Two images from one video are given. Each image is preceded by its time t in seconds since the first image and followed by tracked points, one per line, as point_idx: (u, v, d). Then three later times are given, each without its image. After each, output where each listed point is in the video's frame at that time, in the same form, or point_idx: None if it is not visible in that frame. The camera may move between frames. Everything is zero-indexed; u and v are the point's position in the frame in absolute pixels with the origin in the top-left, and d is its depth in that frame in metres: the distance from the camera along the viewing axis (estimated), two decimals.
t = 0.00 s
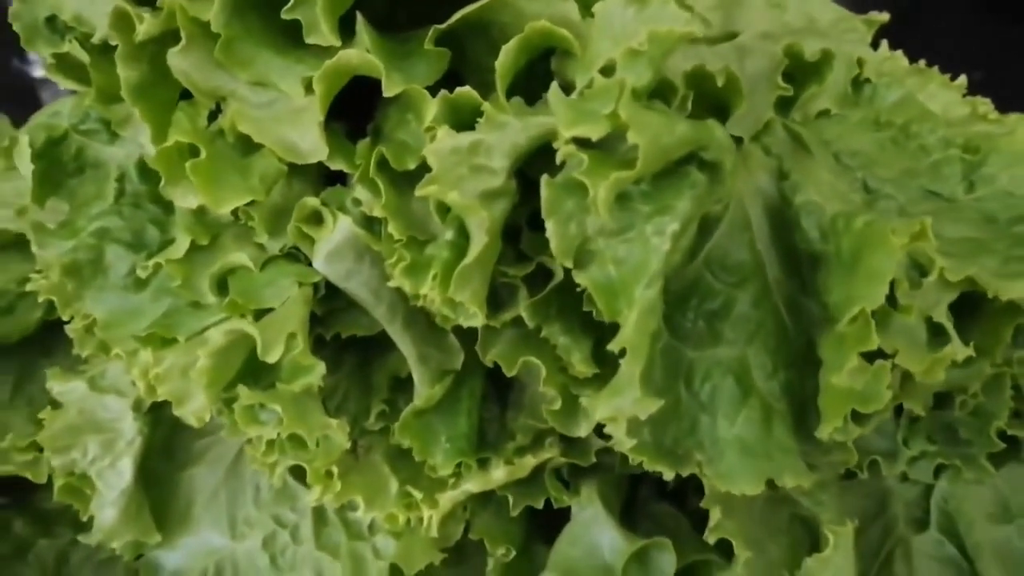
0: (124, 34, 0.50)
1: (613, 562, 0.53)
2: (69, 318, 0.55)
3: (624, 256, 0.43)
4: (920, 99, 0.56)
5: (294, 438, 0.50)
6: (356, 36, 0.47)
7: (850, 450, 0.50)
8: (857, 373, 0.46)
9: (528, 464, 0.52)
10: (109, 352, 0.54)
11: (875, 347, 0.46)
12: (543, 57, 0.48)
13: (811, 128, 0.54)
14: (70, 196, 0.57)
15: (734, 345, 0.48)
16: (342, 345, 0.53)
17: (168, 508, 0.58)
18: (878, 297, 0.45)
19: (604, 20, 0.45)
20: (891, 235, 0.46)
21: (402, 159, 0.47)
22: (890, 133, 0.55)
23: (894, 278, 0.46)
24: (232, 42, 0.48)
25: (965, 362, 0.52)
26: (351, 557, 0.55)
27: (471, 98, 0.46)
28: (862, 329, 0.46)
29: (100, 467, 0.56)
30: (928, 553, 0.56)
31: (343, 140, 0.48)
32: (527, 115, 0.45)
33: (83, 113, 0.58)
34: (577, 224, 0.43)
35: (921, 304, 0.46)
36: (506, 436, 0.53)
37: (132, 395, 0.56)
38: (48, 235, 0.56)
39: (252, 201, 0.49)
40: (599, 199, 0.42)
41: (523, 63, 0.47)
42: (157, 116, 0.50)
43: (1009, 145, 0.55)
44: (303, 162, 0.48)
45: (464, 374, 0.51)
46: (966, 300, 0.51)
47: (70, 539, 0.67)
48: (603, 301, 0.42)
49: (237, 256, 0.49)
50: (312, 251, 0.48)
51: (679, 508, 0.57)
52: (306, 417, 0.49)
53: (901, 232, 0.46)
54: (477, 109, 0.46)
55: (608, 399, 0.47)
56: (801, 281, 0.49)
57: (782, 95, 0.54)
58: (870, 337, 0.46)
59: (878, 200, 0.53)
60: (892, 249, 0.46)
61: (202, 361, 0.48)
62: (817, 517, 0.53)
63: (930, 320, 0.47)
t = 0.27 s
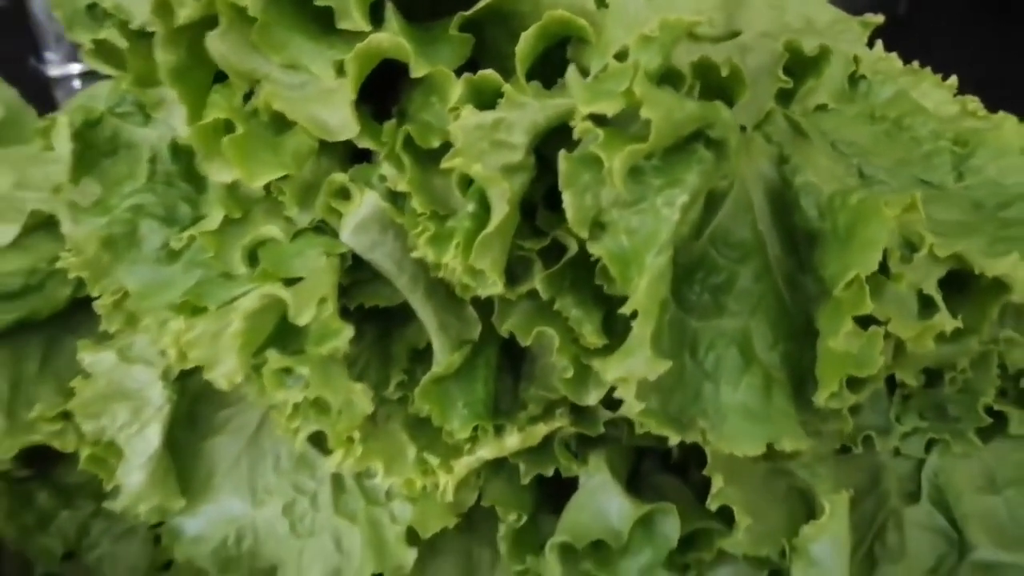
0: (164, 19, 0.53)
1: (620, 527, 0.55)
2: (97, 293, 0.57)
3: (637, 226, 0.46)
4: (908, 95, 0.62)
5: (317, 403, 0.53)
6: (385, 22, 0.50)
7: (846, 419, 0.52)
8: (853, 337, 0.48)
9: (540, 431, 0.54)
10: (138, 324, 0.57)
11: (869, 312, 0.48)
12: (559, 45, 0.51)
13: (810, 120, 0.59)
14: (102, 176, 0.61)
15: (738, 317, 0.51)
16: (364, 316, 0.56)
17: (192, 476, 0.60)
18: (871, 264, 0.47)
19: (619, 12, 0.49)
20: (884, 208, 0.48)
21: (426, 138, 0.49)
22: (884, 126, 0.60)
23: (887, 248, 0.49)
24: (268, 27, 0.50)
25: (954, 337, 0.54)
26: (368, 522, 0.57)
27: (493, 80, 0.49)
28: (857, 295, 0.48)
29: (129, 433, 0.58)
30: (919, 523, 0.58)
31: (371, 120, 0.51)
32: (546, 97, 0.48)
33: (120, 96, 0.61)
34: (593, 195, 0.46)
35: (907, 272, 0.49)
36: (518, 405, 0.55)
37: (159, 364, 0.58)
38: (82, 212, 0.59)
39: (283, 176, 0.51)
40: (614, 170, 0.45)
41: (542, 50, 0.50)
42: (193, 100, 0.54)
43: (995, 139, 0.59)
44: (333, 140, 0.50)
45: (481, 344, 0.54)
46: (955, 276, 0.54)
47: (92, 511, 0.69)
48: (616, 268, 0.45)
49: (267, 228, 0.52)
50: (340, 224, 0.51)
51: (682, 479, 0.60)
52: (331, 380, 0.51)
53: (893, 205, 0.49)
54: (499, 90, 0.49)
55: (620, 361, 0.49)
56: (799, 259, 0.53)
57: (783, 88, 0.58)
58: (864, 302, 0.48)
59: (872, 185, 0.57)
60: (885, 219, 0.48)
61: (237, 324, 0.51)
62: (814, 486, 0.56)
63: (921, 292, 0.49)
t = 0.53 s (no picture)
0: (236, 18, 0.57)
1: (653, 508, 0.58)
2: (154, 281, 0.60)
3: (680, 217, 0.49)
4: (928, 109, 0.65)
5: (370, 383, 0.57)
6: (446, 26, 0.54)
7: (870, 407, 0.55)
8: (879, 324, 0.51)
9: (580, 415, 0.57)
10: (197, 307, 0.59)
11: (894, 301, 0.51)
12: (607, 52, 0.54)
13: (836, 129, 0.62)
14: (164, 168, 0.64)
15: (769, 307, 0.54)
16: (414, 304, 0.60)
17: (243, 455, 0.63)
18: (897, 255, 0.51)
19: (664, 21, 0.53)
20: (909, 204, 0.52)
21: (483, 134, 0.53)
22: (905, 137, 0.63)
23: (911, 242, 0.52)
24: (336, 27, 0.54)
25: (970, 333, 0.57)
26: (414, 500, 0.60)
27: (546, 82, 0.52)
28: (884, 285, 0.51)
29: (185, 413, 0.61)
30: (935, 511, 0.61)
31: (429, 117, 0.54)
32: (595, 97, 0.51)
33: (186, 93, 0.65)
34: (640, 188, 0.49)
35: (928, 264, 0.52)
36: (559, 391, 0.58)
37: (217, 346, 0.60)
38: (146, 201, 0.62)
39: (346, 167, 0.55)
40: (662, 163, 0.48)
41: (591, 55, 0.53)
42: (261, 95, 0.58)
43: (1009, 150, 0.62)
44: (395, 134, 0.54)
45: (526, 331, 0.57)
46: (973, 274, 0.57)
47: (138, 493, 0.72)
48: (661, 255, 0.48)
49: (329, 217, 0.55)
50: (397, 214, 0.54)
51: (709, 467, 0.63)
52: (387, 360, 0.55)
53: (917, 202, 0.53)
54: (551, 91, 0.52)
55: (661, 344, 0.51)
56: (827, 257, 0.56)
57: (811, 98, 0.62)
58: (891, 290, 0.51)
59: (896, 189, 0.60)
60: (910, 214, 0.51)
61: (302, 305, 0.54)
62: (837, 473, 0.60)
63: (942, 287, 0.53)
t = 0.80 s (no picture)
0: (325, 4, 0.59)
1: (721, 488, 0.60)
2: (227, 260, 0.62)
3: (763, 201, 0.50)
4: (979, 113, 0.65)
5: (447, 360, 0.57)
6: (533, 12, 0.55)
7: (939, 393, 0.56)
8: (958, 306, 0.53)
9: (652, 398, 0.58)
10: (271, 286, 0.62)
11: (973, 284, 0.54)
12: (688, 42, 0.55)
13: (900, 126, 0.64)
14: (242, 150, 0.65)
15: (840, 292, 0.55)
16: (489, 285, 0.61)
17: (317, 431, 0.65)
18: (980, 239, 0.53)
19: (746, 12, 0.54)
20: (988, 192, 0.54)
21: (568, 118, 0.55)
22: (963, 135, 0.64)
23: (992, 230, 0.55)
24: (427, 13, 0.56)
25: None
26: (486, 477, 0.61)
27: (631, 69, 0.53)
28: (963, 268, 0.54)
29: (263, 388, 0.63)
30: (994, 500, 0.63)
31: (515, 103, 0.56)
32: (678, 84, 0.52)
33: (265, 77, 0.66)
34: (726, 172, 0.50)
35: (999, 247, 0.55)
36: (630, 372, 0.59)
37: (293, 324, 0.62)
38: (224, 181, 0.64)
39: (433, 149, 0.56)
40: (753, 147, 0.50)
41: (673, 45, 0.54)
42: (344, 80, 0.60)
43: None
44: (482, 117, 0.55)
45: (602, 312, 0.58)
46: None
47: (201, 472, 0.73)
48: (745, 238, 0.50)
49: (414, 197, 0.57)
50: (481, 195, 0.56)
51: (769, 452, 0.64)
52: (470, 336, 0.56)
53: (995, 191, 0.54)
54: (636, 77, 0.54)
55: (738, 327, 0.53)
56: (895, 246, 0.56)
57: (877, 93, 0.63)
58: (972, 272, 0.53)
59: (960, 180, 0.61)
60: (993, 201, 0.53)
61: (392, 278, 0.56)
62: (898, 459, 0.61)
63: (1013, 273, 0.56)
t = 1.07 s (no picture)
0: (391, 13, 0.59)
1: (784, 495, 0.61)
2: (279, 270, 0.64)
3: (841, 213, 0.51)
4: None
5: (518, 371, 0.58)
6: (605, 22, 0.56)
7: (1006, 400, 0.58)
8: None
9: (717, 406, 0.59)
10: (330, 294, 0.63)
11: None
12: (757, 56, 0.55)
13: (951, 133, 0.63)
14: (299, 160, 0.65)
15: (909, 302, 0.55)
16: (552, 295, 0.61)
17: (376, 441, 0.65)
18: None
19: (819, 24, 0.55)
20: None
21: (640, 129, 0.55)
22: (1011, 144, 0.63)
23: None
24: (497, 24, 0.56)
25: None
26: (550, 486, 0.61)
27: (706, 80, 0.54)
28: None
29: (325, 397, 0.63)
30: None
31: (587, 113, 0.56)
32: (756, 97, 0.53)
33: (322, 85, 0.66)
34: (807, 185, 0.51)
35: None
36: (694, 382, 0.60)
37: (355, 334, 0.63)
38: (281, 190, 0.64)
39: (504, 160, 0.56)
40: (841, 158, 0.50)
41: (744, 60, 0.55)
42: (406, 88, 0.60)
43: None
44: (555, 128, 0.55)
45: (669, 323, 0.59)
46: None
47: (248, 481, 0.72)
48: (827, 249, 0.51)
49: (484, 208, 0.57)
50: (551, 207, 0.56)
51: (823, 459, 0.64)
52: (542, 347, 0.57)
53: None
54: (711, 89, 0.54)
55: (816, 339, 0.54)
56: (959, 258, 0.57)
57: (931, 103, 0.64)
58: None
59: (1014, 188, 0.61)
60: None
61: (465, 290, 0.56)
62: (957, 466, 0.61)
63: None
